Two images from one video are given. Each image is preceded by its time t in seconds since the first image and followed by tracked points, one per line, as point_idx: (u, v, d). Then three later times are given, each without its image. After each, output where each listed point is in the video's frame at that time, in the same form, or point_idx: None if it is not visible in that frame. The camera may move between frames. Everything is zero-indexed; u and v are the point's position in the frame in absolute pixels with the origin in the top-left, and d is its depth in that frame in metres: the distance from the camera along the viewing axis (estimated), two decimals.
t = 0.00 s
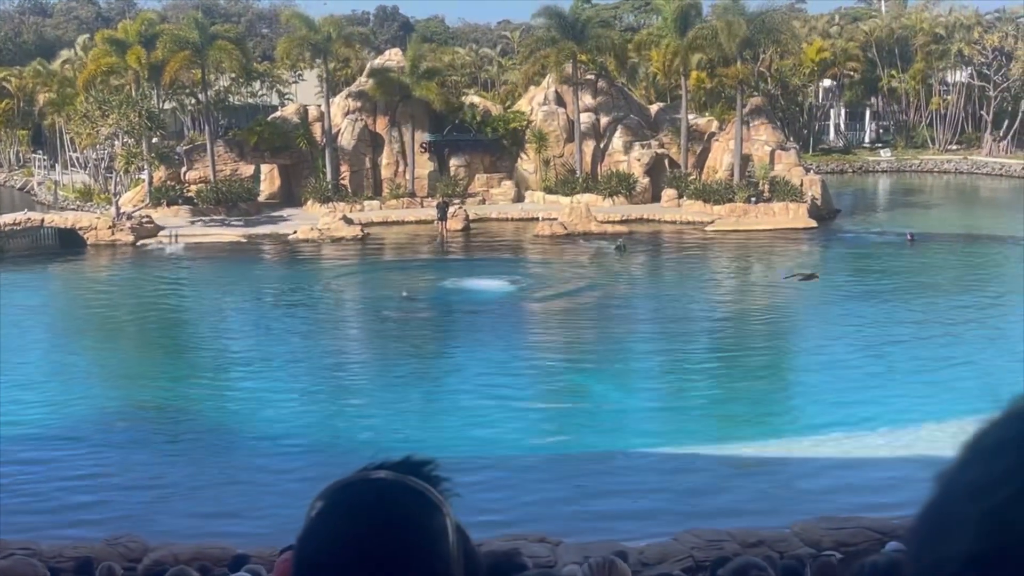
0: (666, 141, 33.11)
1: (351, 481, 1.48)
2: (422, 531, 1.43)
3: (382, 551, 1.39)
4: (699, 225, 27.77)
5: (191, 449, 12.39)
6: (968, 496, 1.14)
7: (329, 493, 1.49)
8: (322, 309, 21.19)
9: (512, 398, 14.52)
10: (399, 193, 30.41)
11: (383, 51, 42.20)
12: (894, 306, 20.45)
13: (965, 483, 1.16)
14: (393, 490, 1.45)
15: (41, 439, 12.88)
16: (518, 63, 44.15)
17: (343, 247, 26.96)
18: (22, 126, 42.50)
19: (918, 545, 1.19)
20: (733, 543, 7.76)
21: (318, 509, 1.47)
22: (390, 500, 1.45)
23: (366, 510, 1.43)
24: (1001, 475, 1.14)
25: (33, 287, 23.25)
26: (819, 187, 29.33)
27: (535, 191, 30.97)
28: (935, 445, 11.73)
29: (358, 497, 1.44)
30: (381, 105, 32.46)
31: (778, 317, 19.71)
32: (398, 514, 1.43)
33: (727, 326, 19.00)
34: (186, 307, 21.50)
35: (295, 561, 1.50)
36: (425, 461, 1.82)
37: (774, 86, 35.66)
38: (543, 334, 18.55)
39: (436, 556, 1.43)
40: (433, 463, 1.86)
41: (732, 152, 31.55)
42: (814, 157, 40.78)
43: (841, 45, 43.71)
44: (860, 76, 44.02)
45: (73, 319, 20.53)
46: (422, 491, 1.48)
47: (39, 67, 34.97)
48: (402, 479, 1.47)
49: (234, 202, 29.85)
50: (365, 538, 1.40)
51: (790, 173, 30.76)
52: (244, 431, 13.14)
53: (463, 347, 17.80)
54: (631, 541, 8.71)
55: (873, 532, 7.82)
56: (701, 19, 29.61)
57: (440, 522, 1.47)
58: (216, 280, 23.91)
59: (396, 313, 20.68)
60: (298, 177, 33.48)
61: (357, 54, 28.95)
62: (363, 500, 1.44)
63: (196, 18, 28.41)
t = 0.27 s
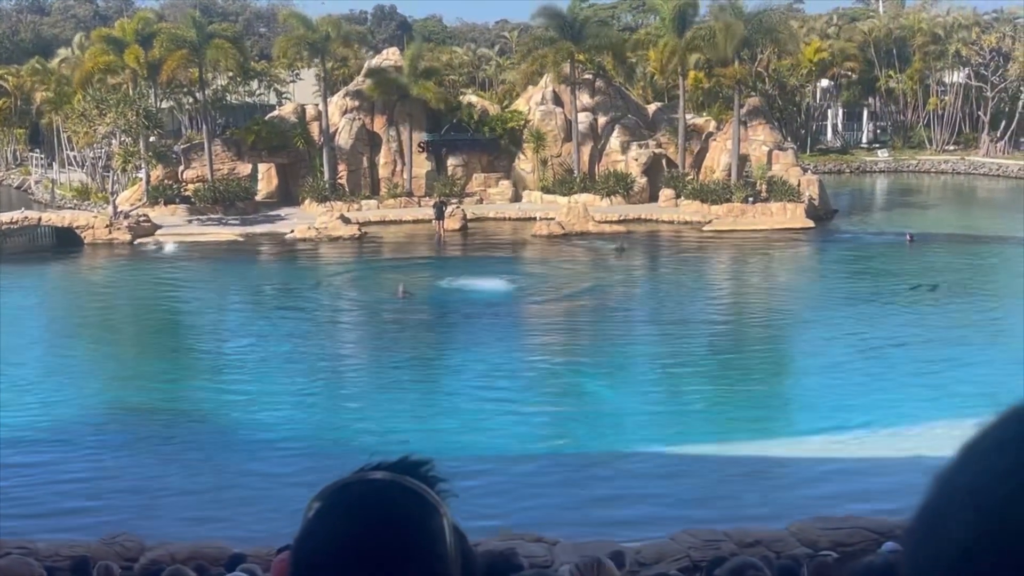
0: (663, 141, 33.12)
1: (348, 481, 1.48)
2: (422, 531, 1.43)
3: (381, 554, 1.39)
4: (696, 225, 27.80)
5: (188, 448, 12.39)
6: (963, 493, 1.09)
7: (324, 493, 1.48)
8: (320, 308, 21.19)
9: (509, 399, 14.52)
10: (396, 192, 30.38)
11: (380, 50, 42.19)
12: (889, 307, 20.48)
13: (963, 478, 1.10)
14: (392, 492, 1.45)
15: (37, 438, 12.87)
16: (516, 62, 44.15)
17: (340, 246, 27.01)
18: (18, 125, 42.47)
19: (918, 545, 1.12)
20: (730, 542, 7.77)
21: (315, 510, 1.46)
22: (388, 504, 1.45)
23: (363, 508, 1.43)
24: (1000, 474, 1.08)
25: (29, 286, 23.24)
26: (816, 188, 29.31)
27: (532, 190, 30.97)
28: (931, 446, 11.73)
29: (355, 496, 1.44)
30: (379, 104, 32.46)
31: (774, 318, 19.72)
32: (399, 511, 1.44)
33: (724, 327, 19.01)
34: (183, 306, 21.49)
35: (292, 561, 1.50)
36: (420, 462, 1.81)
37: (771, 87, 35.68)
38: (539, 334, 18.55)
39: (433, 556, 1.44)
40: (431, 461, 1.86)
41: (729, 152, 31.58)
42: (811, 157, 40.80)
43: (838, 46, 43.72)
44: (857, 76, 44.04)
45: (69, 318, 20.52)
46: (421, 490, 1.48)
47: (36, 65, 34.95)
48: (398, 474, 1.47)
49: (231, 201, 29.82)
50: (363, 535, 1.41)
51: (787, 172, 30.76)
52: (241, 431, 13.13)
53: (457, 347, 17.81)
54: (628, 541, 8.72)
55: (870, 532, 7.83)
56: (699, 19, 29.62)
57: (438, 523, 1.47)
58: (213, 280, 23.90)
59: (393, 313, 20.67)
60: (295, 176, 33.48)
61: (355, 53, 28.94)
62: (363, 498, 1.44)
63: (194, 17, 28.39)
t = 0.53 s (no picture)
0: (662, 140, 33.11)
1: (345, 480, 1.47)
2: (420, 532, 1.43)
3: (378, 554, 1.39)
4: (694, 224, 27.80)
5: (185, 446, 12.39)
6: (970, 497, 1.08)
7: (322, 493, 1.47)
8: (317, 307, 21.19)
9: (505, 397, 14.53)
10: (395, 191, 30.37)
11: (379, 49, 42.18)
12: (886, 307, 20.50)
13: (971, 480, 1.09)
14: (390, 493, 1.44)
15: (34, 435, 12.86)
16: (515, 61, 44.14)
17: (338, 245, 27.03)
18: (17, 122, 42.43)
19: (931, 548, 1.10)
20: (727, 542, 7.78)
21: (312, 510, 1.45)
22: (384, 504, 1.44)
23: (360, 508, 1.42)
24: (1007, 479, 1.07)
25: (27, 283, 23.22)
26: (814, 187, 29.30)
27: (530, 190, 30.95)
28: (928, 445, 11.74)
29: (353, 495, 1.43)
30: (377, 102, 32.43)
31: (771, 318, 19.74)
32: (397, 511, 1.43)
33: (721, 327, 19.01)
34: (180, 304, 21.48)
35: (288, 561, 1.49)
36: (415, 463, 1.80)
37: (770, 86, 35.66)
38: (537, 333, 18.55)
39: (430, 557, 1.43)
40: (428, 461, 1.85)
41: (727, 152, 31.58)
42: (809, 157, 40.80)
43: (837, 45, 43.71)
44: (856, 76, 44.03)
45: (67, 316, 20.50)
46: (418, 490, 1.48)
47: (34, 62, 34.91)
48: (396, 473, 1.46)
49: (229, 199, 29.80)
50: (358, 537, 1.40)
51: (786, 172, 30.69)
52: (237, 429, 13.13)
53: (455, 345, 17.81)
54: (626, 540, 8.71)
55: (867, 531, 7.84)
56: (697, 19, 29.60)
57: (435, 524, 1.46)
58: (211, 278, 23.89)
59: (391, 312, 20.66)
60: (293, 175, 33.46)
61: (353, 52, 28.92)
62: (360, 497, 1.43)
63: (192, 15, 28.36)
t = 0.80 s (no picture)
0: (660, 140, 33.14)
1: (349, 480, 1.47)
2: (422, 532, 1.43)
3: (379, 553, 1.40)
4: (692, 224, 27.84)
5: (183, 444, 12.40)
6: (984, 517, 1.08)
7: (324, 492, 1.48)
8: (315, 306, 21.21)
9: (503, 397, 14.54)
10: (393, 190, 30.37)
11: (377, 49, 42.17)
12: (884, 308, 20.52)
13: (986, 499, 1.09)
14: (392, 490, 1.45)
15: (31, 433, 12.86)
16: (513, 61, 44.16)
17: (337, 244, 27.05)
18: (14, 120, 42.37)
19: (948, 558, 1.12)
20: (724, 542, 7.78)
21: (313, 510, 1.46)
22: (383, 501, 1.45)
23: (363, 507, 1.43)
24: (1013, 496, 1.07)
25: (24, 282, 23.22)
26: (812, 188, 29.31)
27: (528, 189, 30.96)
28: (925, 446, 11.76)
29: (354, 495, 1.44)
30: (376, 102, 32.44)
31: (769, 319, 19.75)
32: (399, 512, 1.43)
33: (719, 327, 19.04)
34: (178, 302, 21.48)
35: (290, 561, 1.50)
36: (417, 462, 1.80)
37: (768, 86, 35.70)
38: (534, 333, 18.57)
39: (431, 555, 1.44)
40: (431, 460, 1.85)
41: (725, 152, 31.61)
42: (807, 157, 40.82)
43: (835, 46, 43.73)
44: (854, 77, 44.04)
45: (64, 314, 20.50)
46: (418, 488, 1.49)
47: (32, 61, 34.90)
48: (399, 472, 1.47)
49: (227, 198, 29.80)
50: (359, 535, 1.41)
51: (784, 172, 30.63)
52: (235, 428, 13.14)
53: (453, 345, 17.82)
54: (623, 540, 8.73)
55: (864, 532, 7.85)
56: (697, 19, 29.61)
57: (435, 522, 1.47)
58: (209, 277, 23.90)
59: (388, 311, 20.67)
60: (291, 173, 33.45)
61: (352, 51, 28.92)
62: (362, 497, 1.43)
63: (190, 13, 28.36)
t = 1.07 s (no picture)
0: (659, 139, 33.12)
1: (348, 475, 1.47)
2: (422, 528, 1.43)
3: (375, 549, 1.40)
4: (690, 224, 27.88)
5: (182, 442, 12.40)
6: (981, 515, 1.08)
7: (323, 488, 1.48)
8: (314, 304, 21.22)
9: (502, 395, 14.53)
10: (391, 188, 30.36)
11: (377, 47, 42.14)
12: (883, 308, 20.52)
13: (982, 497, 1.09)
14: (390, 486, 1.45)
15: (29, 431, 12.86)
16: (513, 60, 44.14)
17: (335, 242, 27.05)
18: (13, 118, 42.37)
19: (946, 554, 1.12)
20: (722, 541, 7.79)
21: (313, 505, 1.46)
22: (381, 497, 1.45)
23: (361, 503, 1.43)
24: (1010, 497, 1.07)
25: (23, 279, 23.23)
26: (811, 188, 29.29)
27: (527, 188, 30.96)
28: (923, 444, 11.76)
29: (354, 491, 1.44)
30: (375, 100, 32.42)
31: (768, 319, 19.76)
32: (399, 508, 1.44)
33: (718, 327, 19.04)
34: (177, 300, 21.49)
35: (290, 555, 1.50)
36: (419, 458, 1.81)
37: (767, 86, 35.71)
38: (533, 331, 18.57)
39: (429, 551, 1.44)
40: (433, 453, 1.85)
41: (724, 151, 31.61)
42: (806, 157, 40.83)
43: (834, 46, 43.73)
44: (852, 77, 44.05)
45: (63, 311, 20.51)
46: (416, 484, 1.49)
47: (31, 58, 34.90)
48: (398, 468, 1.47)
49: (225, 196, 29.79)
50: (359, 531, 1.41)
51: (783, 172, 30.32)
52: (233, 425, 13.14)
53: (452, 343, 17.81)
54: (621, 539, 8.73)
55: (861, 531, 7.86)
56: (696, 19, 29.62)
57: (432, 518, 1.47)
58: (208, 275, 23.91)
59: (387, 310, 20.67)
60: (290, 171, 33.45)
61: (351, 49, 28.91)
62: (360, 492, 1.44)
63: (190, 11, 28.35)
